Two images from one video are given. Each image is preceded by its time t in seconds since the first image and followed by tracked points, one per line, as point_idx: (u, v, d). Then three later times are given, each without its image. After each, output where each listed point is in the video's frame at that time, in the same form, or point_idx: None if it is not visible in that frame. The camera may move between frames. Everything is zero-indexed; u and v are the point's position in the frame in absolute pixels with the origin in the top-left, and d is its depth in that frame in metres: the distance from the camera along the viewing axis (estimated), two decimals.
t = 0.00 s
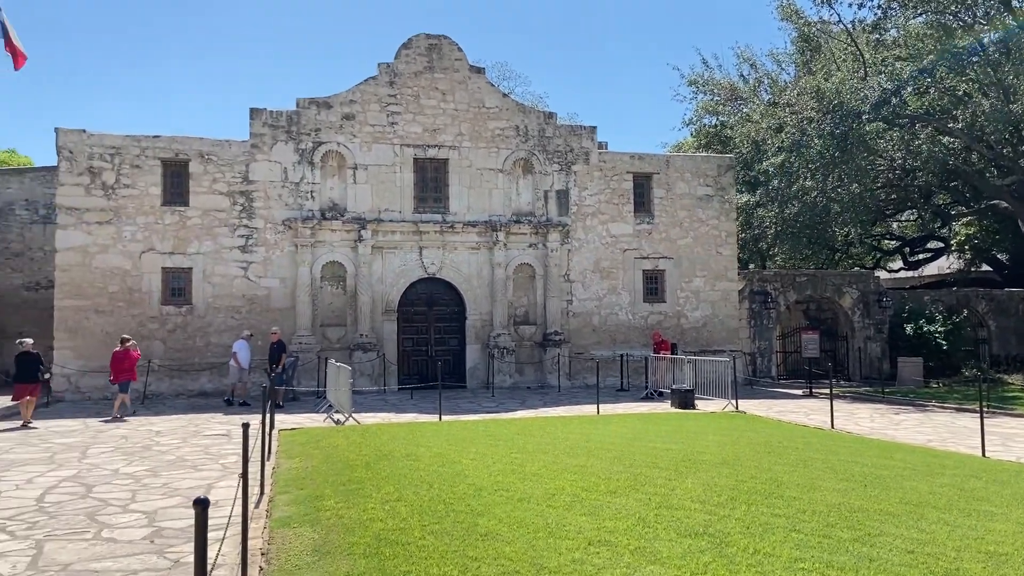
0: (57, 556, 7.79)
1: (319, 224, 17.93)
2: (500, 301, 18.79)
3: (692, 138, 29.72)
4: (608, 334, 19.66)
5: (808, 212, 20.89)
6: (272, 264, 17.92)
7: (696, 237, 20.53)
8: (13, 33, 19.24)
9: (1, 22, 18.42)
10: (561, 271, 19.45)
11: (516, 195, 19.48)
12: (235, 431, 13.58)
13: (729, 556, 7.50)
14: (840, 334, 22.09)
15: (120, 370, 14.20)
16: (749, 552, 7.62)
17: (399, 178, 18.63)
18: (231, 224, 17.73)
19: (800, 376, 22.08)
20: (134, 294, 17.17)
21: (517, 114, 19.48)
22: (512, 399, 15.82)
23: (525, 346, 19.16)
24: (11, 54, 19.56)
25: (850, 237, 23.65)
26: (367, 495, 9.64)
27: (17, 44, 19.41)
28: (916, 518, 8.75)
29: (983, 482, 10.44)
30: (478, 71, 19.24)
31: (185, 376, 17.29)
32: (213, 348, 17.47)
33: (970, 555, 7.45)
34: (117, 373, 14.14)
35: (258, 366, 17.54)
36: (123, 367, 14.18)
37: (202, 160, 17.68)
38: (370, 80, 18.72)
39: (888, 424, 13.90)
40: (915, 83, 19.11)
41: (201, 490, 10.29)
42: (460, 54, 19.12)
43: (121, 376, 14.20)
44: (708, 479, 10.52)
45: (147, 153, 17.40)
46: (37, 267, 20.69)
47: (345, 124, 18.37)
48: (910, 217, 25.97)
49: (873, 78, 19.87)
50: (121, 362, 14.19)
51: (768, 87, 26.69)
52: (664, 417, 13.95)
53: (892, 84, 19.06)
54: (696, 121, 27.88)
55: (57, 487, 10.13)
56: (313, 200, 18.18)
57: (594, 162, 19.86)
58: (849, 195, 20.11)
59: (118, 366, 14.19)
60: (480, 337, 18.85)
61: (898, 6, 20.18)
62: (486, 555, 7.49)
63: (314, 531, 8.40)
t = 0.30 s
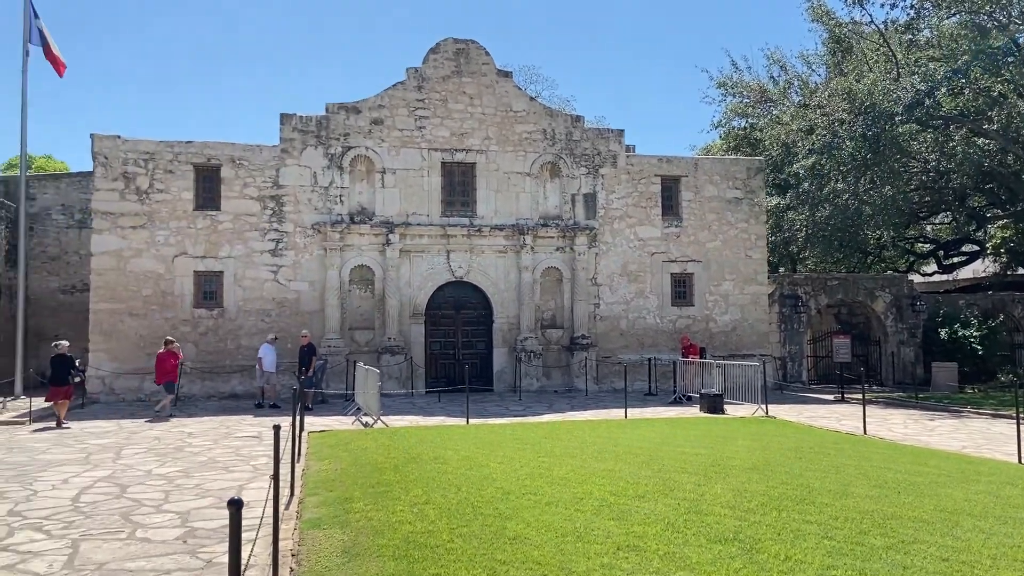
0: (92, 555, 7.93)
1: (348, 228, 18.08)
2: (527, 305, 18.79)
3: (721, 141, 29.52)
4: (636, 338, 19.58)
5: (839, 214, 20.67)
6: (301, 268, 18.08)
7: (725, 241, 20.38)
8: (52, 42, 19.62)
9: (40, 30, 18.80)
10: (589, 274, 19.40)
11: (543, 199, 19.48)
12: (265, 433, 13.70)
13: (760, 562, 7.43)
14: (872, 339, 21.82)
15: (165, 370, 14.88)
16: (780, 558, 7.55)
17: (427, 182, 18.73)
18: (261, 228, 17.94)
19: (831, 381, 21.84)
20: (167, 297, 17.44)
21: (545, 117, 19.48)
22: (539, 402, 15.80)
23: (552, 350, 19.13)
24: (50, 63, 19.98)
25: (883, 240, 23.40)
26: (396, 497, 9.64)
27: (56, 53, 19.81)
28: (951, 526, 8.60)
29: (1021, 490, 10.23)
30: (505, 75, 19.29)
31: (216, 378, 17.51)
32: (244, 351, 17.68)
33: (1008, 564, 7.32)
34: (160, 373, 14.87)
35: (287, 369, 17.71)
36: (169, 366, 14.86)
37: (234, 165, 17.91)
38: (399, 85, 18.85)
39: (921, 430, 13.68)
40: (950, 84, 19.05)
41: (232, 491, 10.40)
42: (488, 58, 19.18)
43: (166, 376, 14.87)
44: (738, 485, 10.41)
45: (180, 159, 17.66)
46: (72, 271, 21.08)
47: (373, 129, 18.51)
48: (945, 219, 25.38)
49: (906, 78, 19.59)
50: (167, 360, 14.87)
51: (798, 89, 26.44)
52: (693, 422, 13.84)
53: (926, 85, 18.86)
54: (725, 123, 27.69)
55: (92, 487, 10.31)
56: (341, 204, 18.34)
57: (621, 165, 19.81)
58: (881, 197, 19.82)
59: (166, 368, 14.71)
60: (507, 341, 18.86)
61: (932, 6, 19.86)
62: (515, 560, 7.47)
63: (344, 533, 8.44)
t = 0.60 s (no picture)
0: (132, 554, 8.07)
1: (381, 231, 18.21)
2: (559, 308, 18.75)
3: (755, 143, 29.21)
4: (669, 341, 19.46)
5: (878, 216, 20.32)
6: (335, 271, 18.26)
7: (759, 243, 20.18)
8: (90, 52, 20.11)
9: (78, 40, 19.28)
10: (621, 277, 19.32)
11: (575, 202, 19.45)
12: (300, 434, 13.84)
13: (797, 569, 7.35)
14: (912, 343, 21.55)
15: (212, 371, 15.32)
16: (817, 565, 7.45)
17: (459, 185, 18.81)
18: (296, 232, 18.15)
19: (869, 386, 21.53)
20: (204, 300, 17.72)
21: (577, 120, 19.45)
22: (571, 405, 15.76)
23: (584, 353, 19.06)
24: (86, 72, 20.43)
25: (923, 241, 23.06)
26: (429, 499, 9.61)
27: (92, 62, 20.27)
28: (993, 533, 8.42)
29: None
30: (537, 78, 19.30)
31: (252, 380, 17.75)
32: (279, 353, 17.89)
33: None
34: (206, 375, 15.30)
35: (321, 371, 17.88)
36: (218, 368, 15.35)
37: (269, 170, 18.16)
38: (431, 89, 18.96)
39: (963, 436, 13.39)
40: (991, 83, 18.70)
41: (268, 491, 10.52)
42: (519, 61, 19.21)
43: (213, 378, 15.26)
44: (773, 491, 10.26)
45: (217, 164, 17.95)
46: (112, 274, 21.52)
47: (406, 133, 18.63)
48: (986, 222, 25.01)
49: (946, 78, 19.37)
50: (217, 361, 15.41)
51: (834, 89, 26.13)
52: (729, 427, 13.70)
53: (966, 85, 18.63)
54: (759, 125, 27.40)
55: (132, 487, 10.49)
56: (375, 208, 18.49)
57: (654, 167, 19.71)
58: (921, 199, 19.56)
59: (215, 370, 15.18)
60: (539, 344, 18.82)
61: (973, 4, 19.73)
62: (549, 564, 7.44)
63: (378, 535, 8.47)
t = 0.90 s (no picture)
0: (176, 551, 8.22)
1: (418, 233, 18.29)
2: (595, 309, 18.66)
3: (795, 142, 28.78)
4: (707, 343, 19.26)
5: (922, 216, 19.87)
6: (373, 273, 18.42)
7: (800, 244, 19.88)
8: (125, 60, 20.60)
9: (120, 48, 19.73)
10: (658, 278, 19.18)
11: (611, 203, 19.35)
12: (339, 434, 13.95)
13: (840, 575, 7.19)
14: (957, 345, 21.12)
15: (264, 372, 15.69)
16: (861, 572, 7.28)
17: (495, 187, 18.84)
18: (334, 234, 18.34)
19: (913, 389, 21.09)
20: (245, 301, 17.99)
21: (614, 121, 19.35)
22: (609, 408, 15.66)
23: (621, 355, 18.94)
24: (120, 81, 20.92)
25: (969, 241, 22.57)
26: (466, 500, 9.54)
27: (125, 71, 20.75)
28: None
29: None
30: (574, 79, 19.26)
31: (292, 380, 17.97)
32: (318, 354, 18.08)
33: None
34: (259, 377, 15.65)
35: (360, 371, 18.03)
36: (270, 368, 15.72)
37: (308, 173, 18.37)
38: (468, 91, 19.03)
39: (1013, 441, 13.03)
40: None
41: (308, 490, 10.62)
42: (556, 62, 19.19)
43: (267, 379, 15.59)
44: (815, 496, 10.05)
45: (257, 167, 18.22)
46: (156, 277, 21.95)
47: (443, 135, 18.72)
48: None
49: (992, 75, 19.09)
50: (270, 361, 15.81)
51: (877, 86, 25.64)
52: (770, 431, 13.47)
53: (1013, 80, 18.32)
54: (799, 123, 26.99)
55: (176, 485, 10.68)
56: (412, 210, 18.61)
57: (692, 167, 19.53)
58: (966, 198, 19.08)
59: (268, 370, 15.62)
60: (575, 345, 18.76)
61: None
62: (588, 567, 7.33)
63: (416, 535, 8.45)
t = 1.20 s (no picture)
0: (225, 546, 8.38)
1: (459, 233, 18.40)
2: (637, 309, 18.53)
3: (841, 139, 28.22)
4: (751, 344, 19.01)
5: (974, 214, 19.47)
6: (415, 273, 18.57)
7: (847, 242, 19.51)
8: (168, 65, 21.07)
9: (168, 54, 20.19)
10: (701, 278, 18.99)
11: (653, 202, 19.22)
12: (381, 432, 14.08)
13: None
14: (1012, 345, 20.55)
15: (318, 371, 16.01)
16: None
17: (535, 186, 18.85)
18: (376, 235, 18.54)
19: (965, 390, 20.58)
20: (290, 301, 18.28)
21: (655, 119, 19.21)
22: (650, 408, 15.55)
23: (663, 355, 18.80)
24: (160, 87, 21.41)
25: None
26: (509, 499, 9.52)
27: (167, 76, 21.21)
28: None
29: None
30: (615, 78, 19.17)
31: (335, 379, 18.20)
32: (361, 353, 18.28)
33: None
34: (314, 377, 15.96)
35: (402, 370, 18.18)
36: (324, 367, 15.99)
37: (351, 174, 18.60)
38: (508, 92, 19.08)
39: None
40: None
41: (352, 488, 10.74)
42: (597, 61, 19.12)
43: (319, 378, 15.90)
44: (864, 499, 9.82)
45: (301, 169, 18.50)
46: (204, 277, 22.42)
47: (483, 135, 18.79)
48: None
49: None
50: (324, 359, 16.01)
51: (927, 81, 25.01)
52: (817, 433, 13.22)
53: None
54: (845, 120, 26.47)
55: (224, 482, 10.90)
56: (453, 210, 18.72)
57: (736, 165, 19.30)
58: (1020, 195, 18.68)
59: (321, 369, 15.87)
60: (617, 345, 18.66)
61: None
62: (631, 567, 7.26)
63: (458, 534, 8.47)
